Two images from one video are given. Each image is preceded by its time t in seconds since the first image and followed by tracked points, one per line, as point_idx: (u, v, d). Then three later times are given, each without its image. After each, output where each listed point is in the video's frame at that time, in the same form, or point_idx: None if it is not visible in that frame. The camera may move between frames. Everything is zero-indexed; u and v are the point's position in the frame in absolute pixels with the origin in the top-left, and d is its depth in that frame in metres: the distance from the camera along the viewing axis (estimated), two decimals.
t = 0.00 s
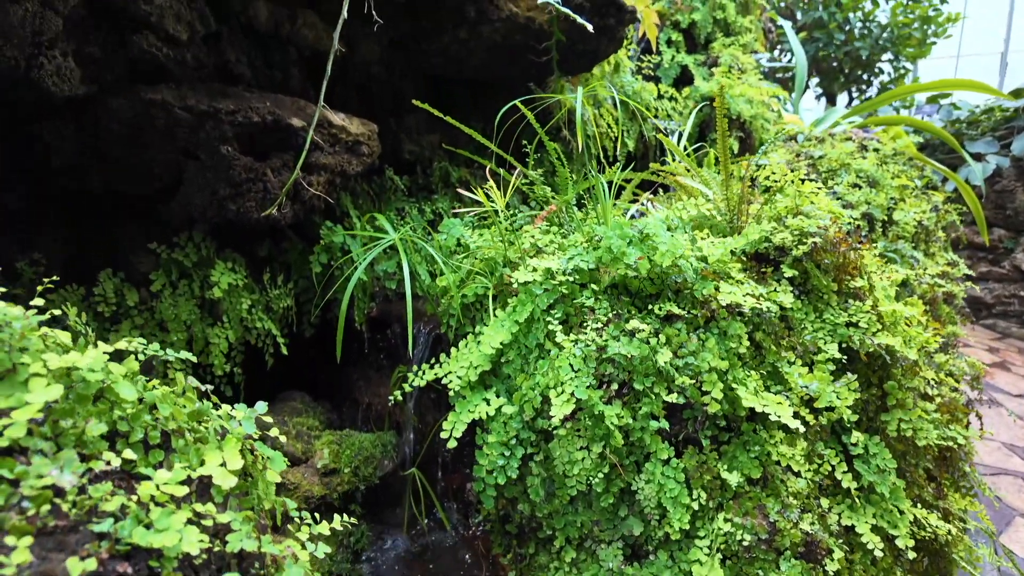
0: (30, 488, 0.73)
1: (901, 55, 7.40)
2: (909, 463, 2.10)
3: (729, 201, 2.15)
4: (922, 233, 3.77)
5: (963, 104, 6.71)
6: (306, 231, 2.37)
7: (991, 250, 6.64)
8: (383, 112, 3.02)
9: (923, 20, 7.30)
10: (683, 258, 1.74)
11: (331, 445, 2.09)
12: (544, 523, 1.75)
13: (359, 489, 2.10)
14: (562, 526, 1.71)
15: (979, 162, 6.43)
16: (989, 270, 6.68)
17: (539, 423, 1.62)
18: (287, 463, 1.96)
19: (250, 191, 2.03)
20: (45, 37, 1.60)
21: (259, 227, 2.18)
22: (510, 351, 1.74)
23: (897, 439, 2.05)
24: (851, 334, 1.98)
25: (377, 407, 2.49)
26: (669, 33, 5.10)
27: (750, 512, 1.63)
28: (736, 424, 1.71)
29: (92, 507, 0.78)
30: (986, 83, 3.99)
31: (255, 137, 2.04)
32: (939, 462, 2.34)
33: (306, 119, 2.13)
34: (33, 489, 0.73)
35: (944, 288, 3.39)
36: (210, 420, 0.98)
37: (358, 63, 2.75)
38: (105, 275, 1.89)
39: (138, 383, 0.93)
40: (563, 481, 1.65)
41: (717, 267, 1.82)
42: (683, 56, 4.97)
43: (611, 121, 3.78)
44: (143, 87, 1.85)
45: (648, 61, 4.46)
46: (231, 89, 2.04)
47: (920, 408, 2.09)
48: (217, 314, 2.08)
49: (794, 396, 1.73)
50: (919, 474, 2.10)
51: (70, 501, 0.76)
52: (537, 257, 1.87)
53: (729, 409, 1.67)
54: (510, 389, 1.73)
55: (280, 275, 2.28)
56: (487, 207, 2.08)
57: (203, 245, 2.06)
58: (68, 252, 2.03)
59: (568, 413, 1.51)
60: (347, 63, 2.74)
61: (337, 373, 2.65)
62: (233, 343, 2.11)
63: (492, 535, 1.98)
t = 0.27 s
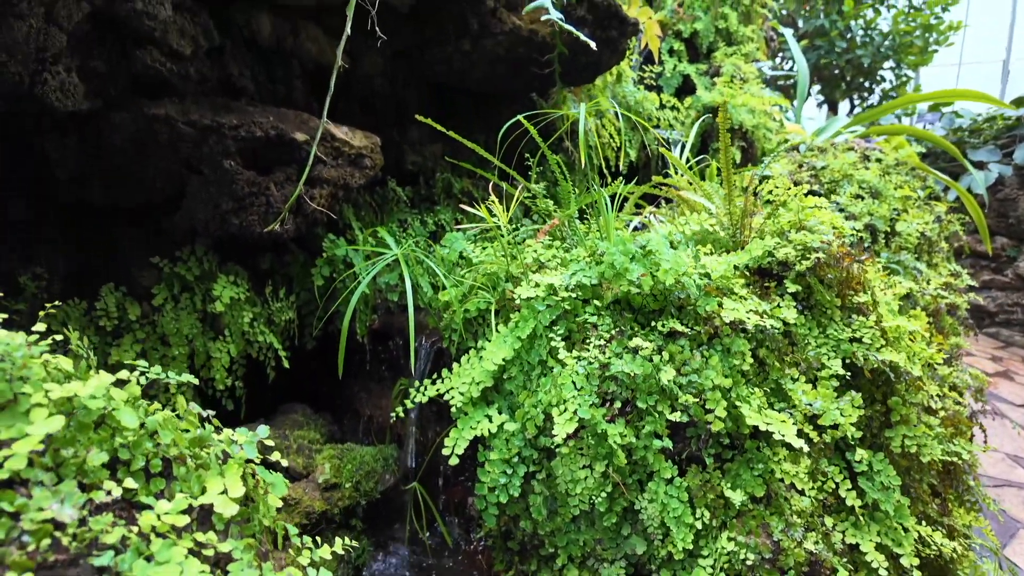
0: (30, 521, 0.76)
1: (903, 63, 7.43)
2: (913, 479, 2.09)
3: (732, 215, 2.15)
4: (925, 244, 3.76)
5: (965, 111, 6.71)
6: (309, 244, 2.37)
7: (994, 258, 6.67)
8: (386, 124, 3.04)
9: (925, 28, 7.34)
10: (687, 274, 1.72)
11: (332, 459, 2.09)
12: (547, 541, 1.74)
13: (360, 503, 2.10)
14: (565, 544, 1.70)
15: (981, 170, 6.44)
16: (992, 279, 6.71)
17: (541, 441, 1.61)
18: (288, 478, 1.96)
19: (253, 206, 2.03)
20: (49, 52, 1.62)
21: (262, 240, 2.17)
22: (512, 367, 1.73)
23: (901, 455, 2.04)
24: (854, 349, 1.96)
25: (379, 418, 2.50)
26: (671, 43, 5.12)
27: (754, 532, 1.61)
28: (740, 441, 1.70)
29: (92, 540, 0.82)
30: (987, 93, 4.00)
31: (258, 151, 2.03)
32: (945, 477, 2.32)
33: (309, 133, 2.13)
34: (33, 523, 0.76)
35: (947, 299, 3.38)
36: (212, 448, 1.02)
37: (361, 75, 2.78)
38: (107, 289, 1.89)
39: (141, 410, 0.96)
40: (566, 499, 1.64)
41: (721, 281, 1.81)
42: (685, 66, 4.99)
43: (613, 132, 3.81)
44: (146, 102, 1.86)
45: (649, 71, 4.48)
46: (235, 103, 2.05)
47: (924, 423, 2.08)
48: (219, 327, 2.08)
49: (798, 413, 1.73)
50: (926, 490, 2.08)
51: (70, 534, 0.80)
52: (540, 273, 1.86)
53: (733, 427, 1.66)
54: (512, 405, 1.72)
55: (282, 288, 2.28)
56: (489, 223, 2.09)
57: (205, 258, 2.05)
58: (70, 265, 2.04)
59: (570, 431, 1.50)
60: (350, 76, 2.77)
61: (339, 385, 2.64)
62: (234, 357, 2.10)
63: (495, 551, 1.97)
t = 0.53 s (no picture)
0: (29, 564, 0.77)
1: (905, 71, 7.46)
2: (919, 498, 2.07)
3: (736, 231, 2.14)
4: (928, 256, 3.75)
5: (966, 120, 6.76)
6: (312, 259, 2.36)
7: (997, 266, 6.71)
8: (389, 137, 3.05)
9: (926, 37, 7.36)
10: (692, 292, 1.70)
11: (333, 477, 2.08)
12: (549, 562, 1.73)
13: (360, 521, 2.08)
14: (567, 566, 1.68)
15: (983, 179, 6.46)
16: (994, 287, 6.75)
17: (544, 463, 1.60)
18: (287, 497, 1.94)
19: (256, 223, 2.02)
20: (53, 71, 1.62)
21: (264, 256, 2.17)
22: (515, 387, 1.72)
23: (906, 474, 2.02)
24: (859, 368, 1.95)
25: (380, 432, 2.49)
26: (673, 53, 5.14)
27: (758, 555, 1.60)
28: (744, 462, 1.68)
29: None
30: (989, 104, 4.00)
31: (261, 168, 2.03)
32: (950, 494, 2.31)
33: (312, 149, 2.13)
34: (32, 565, 0.77)
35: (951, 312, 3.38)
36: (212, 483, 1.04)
37: (365, 89, 2.80)
38: (109, 305, 1.89)
39: (142, 442, 0.99)
40: (568, 521, 1.63)
41: (725, 300, 1.79)
42: (687, 76, 5.00)
43: (615, 143, 3.83)
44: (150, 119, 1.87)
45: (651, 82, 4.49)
46: (238, 120, 2.06)
47: (928, 441, 2.06)
48: (221, 344, 2.07)
49: (803, 434, 1.72)
50: (932, 509, 2.07)
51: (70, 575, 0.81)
52: (543, 291, 1.86)
53: (737, 448, 1.65)
54: (515, 425, 1.71)
55: (284, 303, 2.28)
56: (492, 241, 2.09)
57: (207, 275, 2.05)
58: (73, 280, 2.04)
59: (574, 454, 1.48)
60: (353, 90, 2.79)
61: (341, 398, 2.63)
62: (236, 373, 2.10)
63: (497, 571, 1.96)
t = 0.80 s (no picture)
0: None
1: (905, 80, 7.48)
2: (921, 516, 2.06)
3: (737, 247, 2.13)
4: (930, 268, 3.75)
5: (967, 129, 6.78)
6: (313, 273, 2.36)
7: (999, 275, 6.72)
8: (391, 149, 3.06)
9: (927, 46, 7.38)
10: (693, 310, 1.70)
11: (333, 494, 2.07)
12: None
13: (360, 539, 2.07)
14: None
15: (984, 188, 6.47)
16: (996, 296, 6.77)
17: (544, 484, 1.59)
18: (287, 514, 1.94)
19: (257, 238, 2.01)
20: (56, 89, 1.63)
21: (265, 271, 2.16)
22: (516, 406, 1.72)
23: (909, 492, 2.01)
24: (861, 385, 1.94)
25: (380, 446, 2.48)
26: (674, 64, 5.15)
27: None
28: (745, 482, 1.67)
29: None
30: (990, 115, 4.02)
31: (263, 185, 2.04)
32: (953, 512, 2.30)
33: (314, 165, 2.14)
34: None
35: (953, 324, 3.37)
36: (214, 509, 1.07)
37: (366, 101, 2.81)
38: (111, 322, 1.89)
39: (140, 473, 1.02)
40: (569, 543, 1.61)
41: (727, 318, 1.78)
42: (688, 86, 5.02)
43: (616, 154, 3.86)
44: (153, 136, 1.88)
45: (652, 94, 4.51)
46: (241, 136, 2.08)
47: (931, 459, 2.05)
48: (222, 360, 2.07)
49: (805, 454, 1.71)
50: (935, 527, 2.05)
51: None
52: (544, 309, 1.85)
53: (740, 469, 1.64)
54: (516, 445, 1.70)
55: (285, 318, 2.27)
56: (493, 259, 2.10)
57: (209, 290, 2.05)
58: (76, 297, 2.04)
59: (574, 476, 1.47)
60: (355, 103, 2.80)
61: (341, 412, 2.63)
62: (236, 389, 2.09)
63: None
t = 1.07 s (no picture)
0: None
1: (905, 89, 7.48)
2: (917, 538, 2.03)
3: (730, 267, 2.12)
4: (928, 282, 3.73)
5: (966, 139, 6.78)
6: (308, 290, 2.36)
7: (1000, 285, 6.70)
8: (386, 165, 3.05)
9: (927, 55, 7.39)
10: (685, 335, 1.67)
11: (324, 515, 2.07)
12: None
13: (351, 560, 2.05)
14: None
15: (984, 198, 6.45)
16: (996, 306, 6.76)
17: (533, 511, 1.58)
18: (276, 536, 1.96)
19: (250, 258, 2.01)
20: (47, 112, 1.61)
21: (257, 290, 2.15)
22: (506, 430, 1.70)
23: (905, 515, 1.98)
24: (854, 407, 1.92)
25: (374, 464, 2.48)
26: (673, 75, 5.16)
27: None
28: (737, 508, 1.66)
29: None
30: (989, 128, 4.01)
31: (255, 205, 2.03)
32: (950, 533, 2.27)
33: (307, 184, 2.13)
34: None
35: (951, 339, 3.36)
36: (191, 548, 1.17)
37: (362, 117, 2.78)
38: (100, 343, 1.88)
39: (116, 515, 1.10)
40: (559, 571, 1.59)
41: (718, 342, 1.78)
42: (686, 98, 5.03)
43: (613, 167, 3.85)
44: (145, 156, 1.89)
45: (650, 106, 4.52)
46: (233, 156, 2.07)
47: (928, 481, 2.03)
48: (213, 381, 2.07)
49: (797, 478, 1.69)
50: (932, 550, 2.03)
51: None
52: (536, 331, 1.83)
53: (731, 495, 1.62)
54: (506, 469, 1.69)
55: (278, 337, 2.27)
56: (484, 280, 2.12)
57: (200, 310, 2.05)
58: (71, 317, 2.03)
59: (563, 505, 1.45)
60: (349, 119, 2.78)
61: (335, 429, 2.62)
62: (227, 408, 2.08)
63: None
